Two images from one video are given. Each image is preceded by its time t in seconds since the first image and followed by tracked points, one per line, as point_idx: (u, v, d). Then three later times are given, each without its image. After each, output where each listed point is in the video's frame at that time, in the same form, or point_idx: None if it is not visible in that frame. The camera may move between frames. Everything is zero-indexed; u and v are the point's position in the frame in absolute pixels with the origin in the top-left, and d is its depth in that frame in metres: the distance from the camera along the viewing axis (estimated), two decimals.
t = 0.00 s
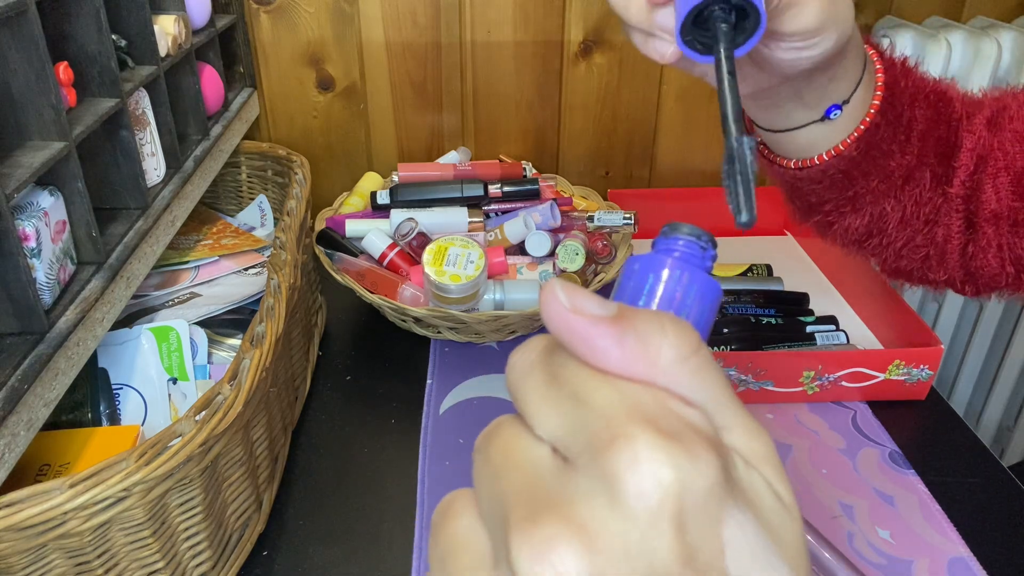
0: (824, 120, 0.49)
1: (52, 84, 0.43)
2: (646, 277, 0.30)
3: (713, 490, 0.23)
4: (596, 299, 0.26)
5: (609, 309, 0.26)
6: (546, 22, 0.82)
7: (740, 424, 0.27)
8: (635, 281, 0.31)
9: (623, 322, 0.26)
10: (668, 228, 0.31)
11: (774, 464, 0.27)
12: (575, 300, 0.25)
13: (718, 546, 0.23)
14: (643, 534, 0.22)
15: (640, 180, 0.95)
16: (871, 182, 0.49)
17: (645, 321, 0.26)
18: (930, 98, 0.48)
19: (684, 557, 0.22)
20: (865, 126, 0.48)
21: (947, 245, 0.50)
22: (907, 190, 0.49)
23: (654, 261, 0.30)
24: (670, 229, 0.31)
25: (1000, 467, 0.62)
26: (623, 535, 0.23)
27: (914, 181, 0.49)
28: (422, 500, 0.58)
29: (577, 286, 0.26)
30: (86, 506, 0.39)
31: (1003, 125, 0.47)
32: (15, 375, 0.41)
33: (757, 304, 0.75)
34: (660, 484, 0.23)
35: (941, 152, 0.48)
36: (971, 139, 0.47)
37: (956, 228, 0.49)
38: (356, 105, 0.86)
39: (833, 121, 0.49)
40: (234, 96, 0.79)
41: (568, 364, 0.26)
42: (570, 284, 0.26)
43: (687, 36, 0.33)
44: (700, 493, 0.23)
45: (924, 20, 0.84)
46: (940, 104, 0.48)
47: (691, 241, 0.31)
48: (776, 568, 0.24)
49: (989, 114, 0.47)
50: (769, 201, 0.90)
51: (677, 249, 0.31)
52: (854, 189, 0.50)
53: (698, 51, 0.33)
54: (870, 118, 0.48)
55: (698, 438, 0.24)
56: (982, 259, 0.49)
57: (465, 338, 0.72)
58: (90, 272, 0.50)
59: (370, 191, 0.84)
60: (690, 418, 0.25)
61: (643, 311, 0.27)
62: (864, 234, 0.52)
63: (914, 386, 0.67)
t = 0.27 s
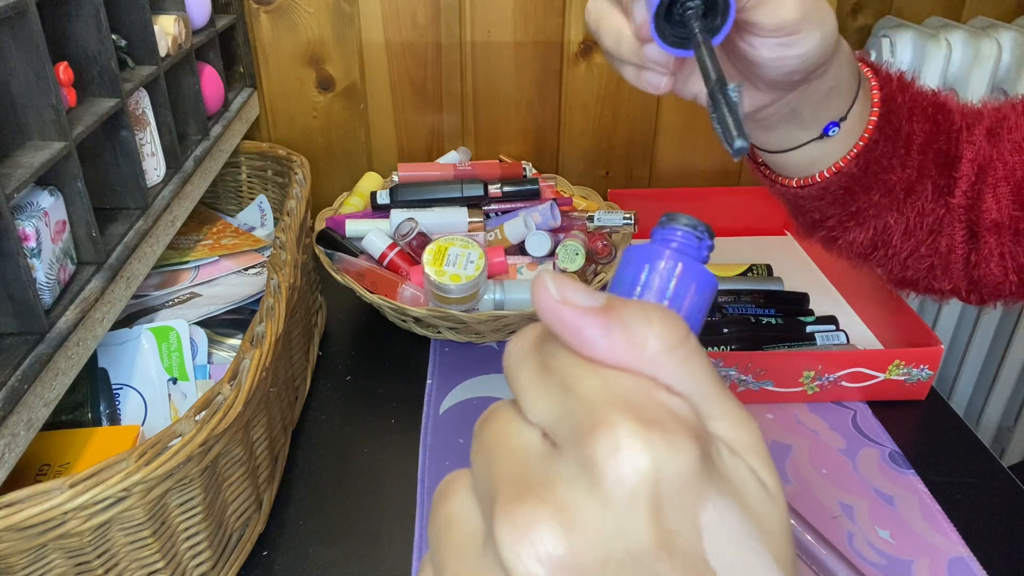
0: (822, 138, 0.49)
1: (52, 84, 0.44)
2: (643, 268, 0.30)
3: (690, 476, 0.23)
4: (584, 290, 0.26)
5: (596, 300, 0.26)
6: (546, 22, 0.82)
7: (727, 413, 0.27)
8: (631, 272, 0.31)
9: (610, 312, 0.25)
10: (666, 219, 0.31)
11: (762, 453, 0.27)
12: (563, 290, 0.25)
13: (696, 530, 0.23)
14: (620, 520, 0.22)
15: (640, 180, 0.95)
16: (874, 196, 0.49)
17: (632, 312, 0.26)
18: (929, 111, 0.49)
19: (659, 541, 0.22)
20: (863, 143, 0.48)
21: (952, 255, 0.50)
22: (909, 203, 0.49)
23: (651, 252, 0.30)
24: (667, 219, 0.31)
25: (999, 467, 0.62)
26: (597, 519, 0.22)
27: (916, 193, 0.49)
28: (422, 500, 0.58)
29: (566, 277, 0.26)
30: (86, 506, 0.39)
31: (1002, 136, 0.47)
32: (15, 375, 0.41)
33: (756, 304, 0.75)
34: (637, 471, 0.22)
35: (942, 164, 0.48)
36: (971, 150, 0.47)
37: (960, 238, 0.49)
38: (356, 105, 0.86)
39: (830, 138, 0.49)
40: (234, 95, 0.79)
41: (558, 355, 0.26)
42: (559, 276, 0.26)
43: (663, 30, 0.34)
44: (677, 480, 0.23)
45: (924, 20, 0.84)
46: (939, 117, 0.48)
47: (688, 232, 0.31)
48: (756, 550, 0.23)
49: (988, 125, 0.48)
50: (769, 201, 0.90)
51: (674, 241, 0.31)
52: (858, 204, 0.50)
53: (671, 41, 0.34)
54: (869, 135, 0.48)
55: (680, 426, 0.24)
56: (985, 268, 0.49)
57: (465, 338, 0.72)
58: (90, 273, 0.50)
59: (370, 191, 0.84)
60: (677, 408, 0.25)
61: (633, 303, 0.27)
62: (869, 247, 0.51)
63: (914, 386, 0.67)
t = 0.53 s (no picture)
0: (821, 142, 0.49)
1: (52, 84, 0.44)
2: (633, 274, 0.30)
3: (658, 493, 0.23)
4: (563, 303, 0.25)
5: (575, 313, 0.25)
6: (546, 22, 0.82)
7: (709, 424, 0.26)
8: (621, 277, 0.30)
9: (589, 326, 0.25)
10: (658, 223, 0.31)
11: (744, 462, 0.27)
12: (542, 304, 0.25)
13: (664, 546, 0.23)
14: (587, 537, 0.23)
15: (640, 180, 0.95)
16: (874, 200, 0.49)
17: (611, 325, 0.25)
18: (928, 114, 0.49)
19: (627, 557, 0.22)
20: (861, 148, 0.48)
21: (952, 258, 0.49)
22: (909, 207, 0.49)
23: (641, 258, 0.30)
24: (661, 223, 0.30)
25: (999, 467, 0.62)
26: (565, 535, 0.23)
27: (916, 196, 0.48)
28: (422, 500, 0.58)
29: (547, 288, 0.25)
30: (86, 506, 0.39)
31: (1002, 138, 0.47)
32: (15, 375, 0.41)
33: (757, 304, 0.75)
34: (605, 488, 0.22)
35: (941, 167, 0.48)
36: (970, 152, 0.47)
37: (960, 241, 0.49)
38: (356, 105, 0.86)
39: (829, 142, 0.49)
40: (234, 96, 0.79)
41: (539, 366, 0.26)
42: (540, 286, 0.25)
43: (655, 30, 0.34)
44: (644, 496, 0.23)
45: (924, 20, 0.84)
46: (939, 120, 0.48)
47: (680, 238, 0.30)
48: (723, 563, 0.24)
49: (987, 127, 0.48)
50: (770, 201, 0.90)
51: (667, 247, 0.30)
52: (858, 208, 0.50)
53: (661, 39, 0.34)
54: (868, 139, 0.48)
55: (652, 442, 0.24)
56: (986, 270, 0.49)
57: (465, 338, 0.72)
58: (90, 273, 0.50)
59: (370, 191, 0.84)
60: (652, 424, 0.24)
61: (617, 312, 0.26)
62: (869, 250, 0.51)
63: (914, 386, 0.67)
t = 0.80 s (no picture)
0: (821, 141, 0.49)
1: (52, 84, 0.44)
2: (632, 276, 0.30)
3: (653, 506, 0.23)
4: (558, 311, 0.25)
5: (570, 322, 0.25)
6: (545, 22, 0.82)
7: (707, 431, 0.26)
8: (620, 277, 0.30)
9: (584, 336, 0.25)
10: (657, 224, 0.30)
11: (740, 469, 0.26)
12: (536, 313, 0.25)
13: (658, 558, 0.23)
14: (580, 551, 0.23)
15: (640, 180, 0.95)
16: (874, 199, 0.49)
17: (606, 335, 0.25)
18: (928, 112, 0.49)
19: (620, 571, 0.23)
20: (862, 149, 0.48)
21: (952, 256, 0.49)
22: (909, 206, 0.49)
23: (641, 261, 0.30)
24: (660, 224, 0.30)
25: (999, 467, 0.62)
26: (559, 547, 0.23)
27: (916, 195, 0.48)
28: (422, 500, 0.58)
29: (541, 296, 0.25)
30: (86, 506, 0.39)
31: (1002, 136, 0.47)
32: (15, 375, 0.41)
33: (757, 304, 0.75)
34: (601, 504, 0.23)
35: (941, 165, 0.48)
36: (971, 150, 0.47)
37: (959, 240, 0.49)
38: (356, 105, 0.86)
39: (829, 142, 0.49)
40: (234, 96, 0.79)
41: (535, 373, 0.26)
42: (535, 294, 0.25)
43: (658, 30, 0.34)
44: (639, 511, 0.23)
45: (924, 20, 0.84)
46: (938, 118, 0.48)
47: (680, 241, 0.30)
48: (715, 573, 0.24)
49: (988, 125, 0.47)
50: (769, 201, 0.90)
51: (666, 249, 0.30)
52: (857, 207, 0.50)
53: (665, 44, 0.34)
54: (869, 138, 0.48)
55: (646, 454, 0.24)
56: (985, 269, 0.49)
57: (465, 338, 0.72)
58: (90, 273, 0.50)
59: (370, 191, 0.84)
60: (646, 435, 0.24)
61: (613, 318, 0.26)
62: (869, 249, 0.51)
63: (914, 385, 0.67)
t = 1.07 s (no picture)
0: (833, 136, 0.50)
1: (52, 84, 0.44)
2: (633, 275, 0.30)
3: (657, 498, 0.23)
4: (562, 306, 0.25)
5: (574, 317, 0.25)
6: (546, 22, 0.82)
7: (709, 426, 0.26)
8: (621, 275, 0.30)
9: (587, 330, 0.25)
10: (658, 223, 0.31)
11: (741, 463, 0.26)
12: (540, 307, 0.25)
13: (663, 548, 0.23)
14: (584, 543, 0.23)
15: (640, 180, 0.95)
16: (879, 192, 0.49)
17: (609, 329, 0.25)
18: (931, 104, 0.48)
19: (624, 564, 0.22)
20: (877, 143, 0.48)
21: (949, 249, 0.49)
22: (911, 199, 0.49)
23: (642, 259, 0.30)
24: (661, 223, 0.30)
25: (999, 466, 0.62)
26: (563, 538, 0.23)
27: (917, 188, 0.48)
28: (422, 500, 0.58)
29: (545, 291, 0.25)
30: (86, 506, 0.40)
31: (1002, 127, 0.47)
32: (15, 375, 0.41)
33: (756, 304, 0.75)
34: (605, 494, 0.22)
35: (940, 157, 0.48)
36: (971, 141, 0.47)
37: (958, 232, 0.49)
38: (356, 105, 0.86)
39: (841, 139, 0.49)
40: (235, 95, 0.79)
41: (539, 368, 0.26)
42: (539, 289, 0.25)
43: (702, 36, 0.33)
44: (642, 502, 0.23)
45: (924, 20, 0.84)
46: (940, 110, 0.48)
47: (680, 240, 0.30)
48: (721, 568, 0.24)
49: (989, 116, 0.47)
50: (770, 201, 0.90)
51: (667, 247, 0.30)
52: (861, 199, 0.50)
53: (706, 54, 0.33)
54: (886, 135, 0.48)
55: (650, 446, 0.23)
56: (983, 261, 0.49)
57: (465, 338, 0.72)
58: (90, 272, 0.50)
59: (370, 191, 0.84)
60: (650, 428, 0.24)
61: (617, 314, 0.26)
62: (868, 242, 0.51)
63: (914, 386, 0.67)
